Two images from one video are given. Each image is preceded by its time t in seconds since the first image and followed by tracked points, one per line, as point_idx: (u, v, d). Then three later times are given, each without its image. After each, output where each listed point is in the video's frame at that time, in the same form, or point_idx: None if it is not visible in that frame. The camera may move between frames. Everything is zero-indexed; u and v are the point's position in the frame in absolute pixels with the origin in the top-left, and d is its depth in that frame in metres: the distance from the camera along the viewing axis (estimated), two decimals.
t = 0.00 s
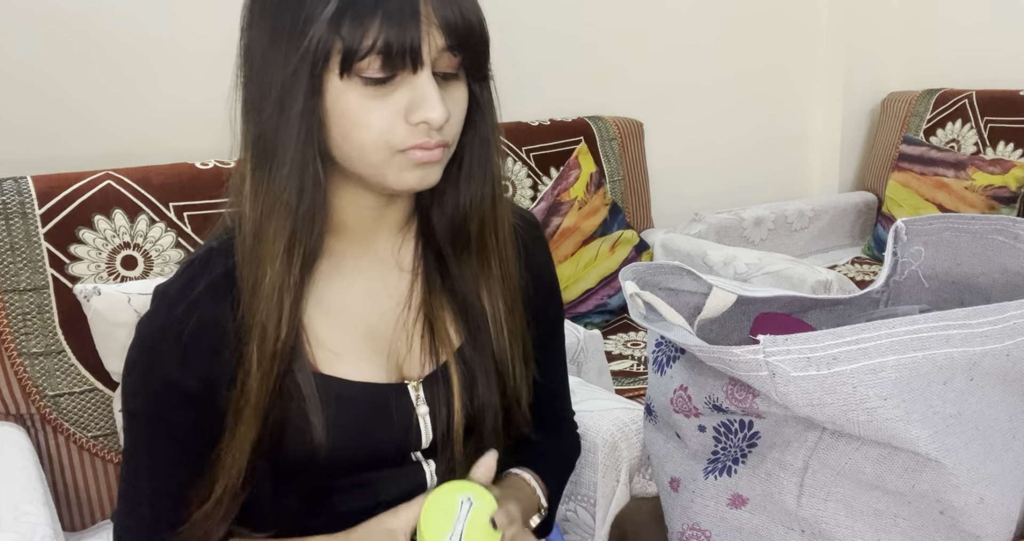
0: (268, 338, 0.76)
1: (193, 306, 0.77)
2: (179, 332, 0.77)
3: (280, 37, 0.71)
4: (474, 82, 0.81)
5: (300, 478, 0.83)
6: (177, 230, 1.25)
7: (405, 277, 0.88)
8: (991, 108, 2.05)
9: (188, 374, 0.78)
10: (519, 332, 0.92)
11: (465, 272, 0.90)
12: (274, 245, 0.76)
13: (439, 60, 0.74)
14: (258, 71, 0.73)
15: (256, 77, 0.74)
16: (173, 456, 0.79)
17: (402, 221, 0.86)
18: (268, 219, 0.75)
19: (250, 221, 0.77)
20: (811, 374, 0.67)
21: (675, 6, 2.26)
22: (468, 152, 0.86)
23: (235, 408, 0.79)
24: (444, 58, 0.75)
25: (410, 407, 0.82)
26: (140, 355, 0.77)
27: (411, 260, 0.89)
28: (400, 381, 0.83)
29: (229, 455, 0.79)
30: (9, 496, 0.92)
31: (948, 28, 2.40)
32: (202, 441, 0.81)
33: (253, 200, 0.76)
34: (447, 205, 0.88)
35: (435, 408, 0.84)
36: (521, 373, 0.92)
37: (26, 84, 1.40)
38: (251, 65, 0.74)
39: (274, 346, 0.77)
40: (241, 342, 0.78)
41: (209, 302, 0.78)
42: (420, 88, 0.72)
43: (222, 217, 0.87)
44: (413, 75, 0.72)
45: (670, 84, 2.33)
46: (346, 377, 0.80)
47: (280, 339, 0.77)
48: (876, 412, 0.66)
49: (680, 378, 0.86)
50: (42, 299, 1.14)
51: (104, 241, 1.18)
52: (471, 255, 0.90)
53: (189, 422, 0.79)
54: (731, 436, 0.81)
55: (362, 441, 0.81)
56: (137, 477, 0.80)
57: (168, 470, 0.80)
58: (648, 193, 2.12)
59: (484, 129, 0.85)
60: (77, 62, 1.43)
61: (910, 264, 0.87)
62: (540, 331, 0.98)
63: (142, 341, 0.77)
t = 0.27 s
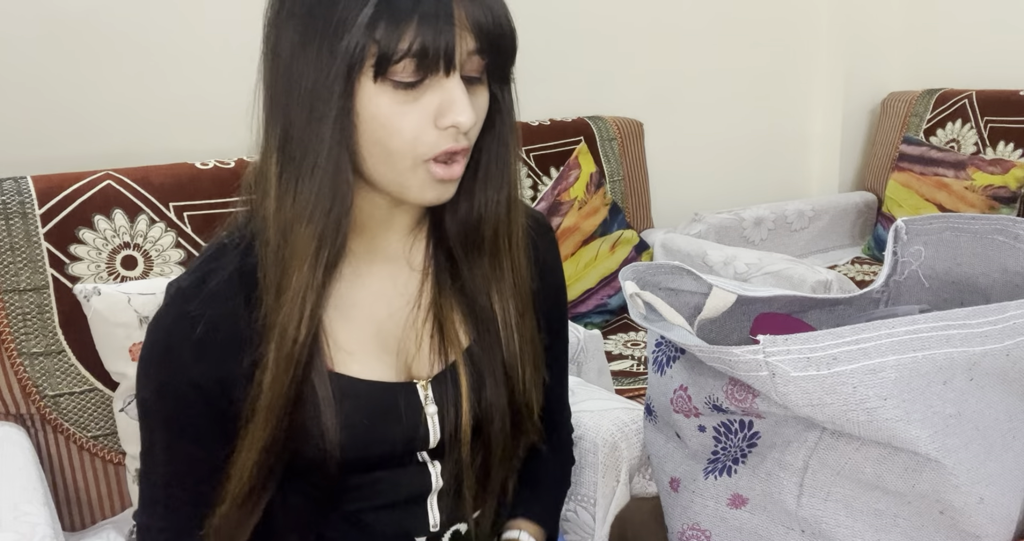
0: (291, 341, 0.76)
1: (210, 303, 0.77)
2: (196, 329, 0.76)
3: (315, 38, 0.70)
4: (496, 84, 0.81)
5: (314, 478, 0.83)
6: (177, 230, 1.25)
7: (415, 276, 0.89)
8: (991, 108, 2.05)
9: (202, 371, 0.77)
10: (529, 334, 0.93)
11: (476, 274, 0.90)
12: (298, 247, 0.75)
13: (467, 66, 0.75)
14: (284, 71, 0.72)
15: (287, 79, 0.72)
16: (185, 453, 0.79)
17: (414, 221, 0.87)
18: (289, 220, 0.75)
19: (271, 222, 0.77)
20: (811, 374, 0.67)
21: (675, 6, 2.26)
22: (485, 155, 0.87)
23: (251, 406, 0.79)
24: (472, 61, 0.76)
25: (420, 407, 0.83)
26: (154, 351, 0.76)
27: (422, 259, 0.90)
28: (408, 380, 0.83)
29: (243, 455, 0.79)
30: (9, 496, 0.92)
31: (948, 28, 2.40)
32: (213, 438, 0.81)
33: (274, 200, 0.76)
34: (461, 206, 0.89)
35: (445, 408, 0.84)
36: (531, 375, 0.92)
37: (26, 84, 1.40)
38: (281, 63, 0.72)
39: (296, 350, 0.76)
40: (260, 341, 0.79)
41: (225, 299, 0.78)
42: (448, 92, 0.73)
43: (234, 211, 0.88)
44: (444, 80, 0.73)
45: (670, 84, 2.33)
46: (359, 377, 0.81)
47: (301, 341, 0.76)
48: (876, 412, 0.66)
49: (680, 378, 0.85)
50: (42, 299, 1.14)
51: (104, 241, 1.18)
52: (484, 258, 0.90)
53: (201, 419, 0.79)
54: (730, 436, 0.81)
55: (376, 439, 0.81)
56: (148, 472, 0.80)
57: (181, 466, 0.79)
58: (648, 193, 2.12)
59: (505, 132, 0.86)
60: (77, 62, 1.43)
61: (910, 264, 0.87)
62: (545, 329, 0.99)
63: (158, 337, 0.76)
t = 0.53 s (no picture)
0: (340, 342, 0.76)
1: (240, 305, 0.77)
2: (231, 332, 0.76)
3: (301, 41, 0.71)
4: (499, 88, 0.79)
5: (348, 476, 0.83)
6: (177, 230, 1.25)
7: (431, 276, 0.90)
8: (991, 108, 2.06)
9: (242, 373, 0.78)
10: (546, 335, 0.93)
11: (488, 275, 0.91)
12: (331, 247, 0.75)
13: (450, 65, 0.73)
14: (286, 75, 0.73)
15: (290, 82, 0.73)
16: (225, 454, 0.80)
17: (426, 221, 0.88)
18: (318, 219, 0.74)
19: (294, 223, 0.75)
20: (811, 374, 0.67)
21: (675, 5, 2.26)
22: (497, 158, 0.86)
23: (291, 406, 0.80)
24: (460, 64, 0.73)
25: (444, 403, 0.83)
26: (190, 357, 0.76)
27: (437, 259, 0.91)
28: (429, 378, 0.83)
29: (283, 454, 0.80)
30: (9, 496, 0.92)
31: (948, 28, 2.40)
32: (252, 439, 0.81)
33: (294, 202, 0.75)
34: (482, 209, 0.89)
35: (469, 410, 0.84)
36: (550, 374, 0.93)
37: (26, 85, 1.40)
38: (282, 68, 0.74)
39: (338, 351, 0.76)
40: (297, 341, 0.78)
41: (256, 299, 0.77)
42: (425, 95, 0.72)
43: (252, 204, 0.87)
44: (422, 81, 0.72)
45: (670, 84, 2.33)
46: (386, 375, 0.81)
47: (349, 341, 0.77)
48: (876, 412, 0.66)
49: (680, 378, 0.86)
50: (42, 299, 1.14)
51: (104, 241, 1.18)
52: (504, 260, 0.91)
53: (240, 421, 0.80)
54: (730, 436, 0.81)
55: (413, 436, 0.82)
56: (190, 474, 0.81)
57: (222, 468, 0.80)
58: (648, 193, 2.12)
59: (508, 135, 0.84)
60: (76, 62, 1.43)
61: (910, 264, 0.87)
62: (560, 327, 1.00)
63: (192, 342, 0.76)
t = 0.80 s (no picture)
0: (345, 335, 0.78)
1: (248, 293, 0.78)
2: (240, 321, 0.78)
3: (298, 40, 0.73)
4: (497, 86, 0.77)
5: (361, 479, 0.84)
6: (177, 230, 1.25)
7: (443, 278, 0.92)
8: (991, 108, 2.05)
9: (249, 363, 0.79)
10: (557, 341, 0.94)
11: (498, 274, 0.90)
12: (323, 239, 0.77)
13: (436, 58, 0.70)
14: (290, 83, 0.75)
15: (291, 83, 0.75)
16: (231, 450, 0.79)
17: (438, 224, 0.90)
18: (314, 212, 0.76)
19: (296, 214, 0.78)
20: (811, 374, 0.67)
21: (676, 5, 2.26)
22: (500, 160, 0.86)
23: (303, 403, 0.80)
24: (450, 58, 0.71)
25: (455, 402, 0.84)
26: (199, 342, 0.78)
27: (450, 262, 0.93)
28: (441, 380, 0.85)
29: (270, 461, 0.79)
30: (9, 497, 0.92)
31: (948, 28, 2.40)
32: (260, 436, 0.80)
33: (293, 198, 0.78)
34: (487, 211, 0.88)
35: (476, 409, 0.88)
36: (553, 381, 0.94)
37: (26, 85, 1.39)
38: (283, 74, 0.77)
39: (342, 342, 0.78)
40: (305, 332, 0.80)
41: (265, 289, 0.79)
42: (410, 88, 0.70)
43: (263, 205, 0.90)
44: (406, 74, 0.70)
45: (670, 84, 2.33)
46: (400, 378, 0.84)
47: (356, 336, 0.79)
48: (876, 412, 0.66)
49: (680, 378, 0.86)
50: (42, 299, 1.14)
51: (104, 241, 1.18)
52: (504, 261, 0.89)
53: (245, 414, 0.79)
54: (731, 436, 0.81)
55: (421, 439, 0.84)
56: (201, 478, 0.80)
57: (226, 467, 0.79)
58: (648, 193, 2.12)
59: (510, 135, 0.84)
60: (76, 62, 1.43)
61: (910, 264, 0.87)
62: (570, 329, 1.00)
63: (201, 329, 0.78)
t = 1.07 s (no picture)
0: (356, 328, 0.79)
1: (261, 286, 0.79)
2: (251, 314, 0.78)
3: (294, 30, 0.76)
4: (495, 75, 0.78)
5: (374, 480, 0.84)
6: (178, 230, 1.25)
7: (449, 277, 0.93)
8: (991, 108, 2.05)
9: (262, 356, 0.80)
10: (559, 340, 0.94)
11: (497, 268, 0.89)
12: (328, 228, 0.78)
13: (426, 47, 0.71)
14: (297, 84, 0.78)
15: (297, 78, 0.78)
16: (238, 448, 0.78)
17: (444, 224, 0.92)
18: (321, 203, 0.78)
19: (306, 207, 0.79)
20: (811, 374, 0.67)
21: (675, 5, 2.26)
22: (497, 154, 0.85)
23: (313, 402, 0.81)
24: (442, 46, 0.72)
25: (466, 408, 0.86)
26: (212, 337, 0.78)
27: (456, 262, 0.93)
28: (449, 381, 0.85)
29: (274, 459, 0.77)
30: (9, 496, 0.92)
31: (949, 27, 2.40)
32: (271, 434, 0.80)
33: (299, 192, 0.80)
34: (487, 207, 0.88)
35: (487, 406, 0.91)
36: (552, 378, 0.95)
37: (26, 85, 1.39)
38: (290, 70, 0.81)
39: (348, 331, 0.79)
40: (317, 325, 0.80)
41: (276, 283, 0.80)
42: (399, 74, 0.71)
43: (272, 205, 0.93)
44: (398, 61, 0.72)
45: (670, 84, 2.33)
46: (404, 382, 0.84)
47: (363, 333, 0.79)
48: (876, 412, 0.66)
49: (680, 378, 0.86)
50: (42, 299, 1.14)
51: (104, 241, 1.18)
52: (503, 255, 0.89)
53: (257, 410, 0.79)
54: (731, 436, 0.81)
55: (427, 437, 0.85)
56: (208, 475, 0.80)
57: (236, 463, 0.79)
58: (648, 193, 2.13)
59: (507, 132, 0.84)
60: (76, 62, 1.43)
61: (910, 264, 0.87)
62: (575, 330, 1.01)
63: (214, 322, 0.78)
